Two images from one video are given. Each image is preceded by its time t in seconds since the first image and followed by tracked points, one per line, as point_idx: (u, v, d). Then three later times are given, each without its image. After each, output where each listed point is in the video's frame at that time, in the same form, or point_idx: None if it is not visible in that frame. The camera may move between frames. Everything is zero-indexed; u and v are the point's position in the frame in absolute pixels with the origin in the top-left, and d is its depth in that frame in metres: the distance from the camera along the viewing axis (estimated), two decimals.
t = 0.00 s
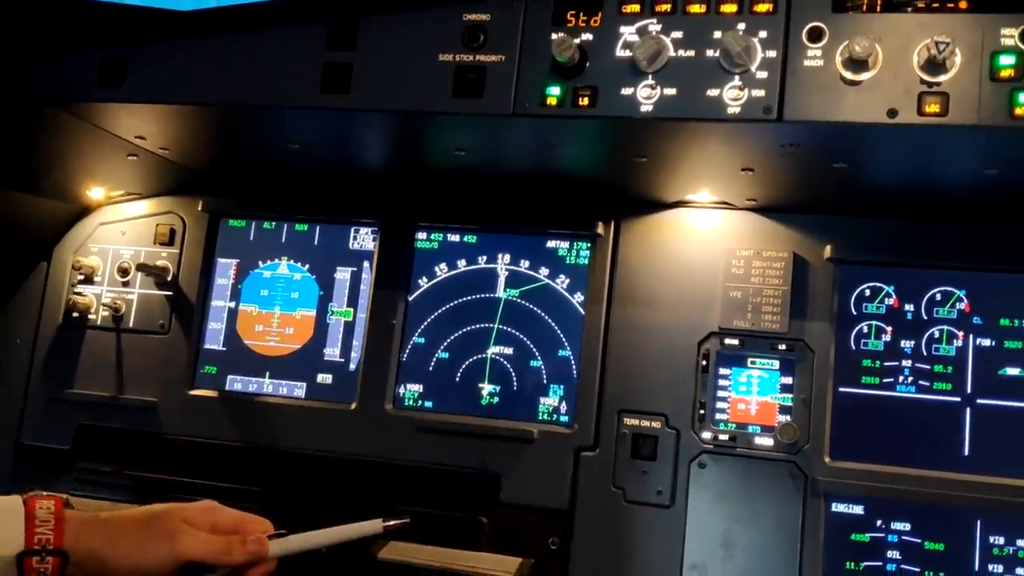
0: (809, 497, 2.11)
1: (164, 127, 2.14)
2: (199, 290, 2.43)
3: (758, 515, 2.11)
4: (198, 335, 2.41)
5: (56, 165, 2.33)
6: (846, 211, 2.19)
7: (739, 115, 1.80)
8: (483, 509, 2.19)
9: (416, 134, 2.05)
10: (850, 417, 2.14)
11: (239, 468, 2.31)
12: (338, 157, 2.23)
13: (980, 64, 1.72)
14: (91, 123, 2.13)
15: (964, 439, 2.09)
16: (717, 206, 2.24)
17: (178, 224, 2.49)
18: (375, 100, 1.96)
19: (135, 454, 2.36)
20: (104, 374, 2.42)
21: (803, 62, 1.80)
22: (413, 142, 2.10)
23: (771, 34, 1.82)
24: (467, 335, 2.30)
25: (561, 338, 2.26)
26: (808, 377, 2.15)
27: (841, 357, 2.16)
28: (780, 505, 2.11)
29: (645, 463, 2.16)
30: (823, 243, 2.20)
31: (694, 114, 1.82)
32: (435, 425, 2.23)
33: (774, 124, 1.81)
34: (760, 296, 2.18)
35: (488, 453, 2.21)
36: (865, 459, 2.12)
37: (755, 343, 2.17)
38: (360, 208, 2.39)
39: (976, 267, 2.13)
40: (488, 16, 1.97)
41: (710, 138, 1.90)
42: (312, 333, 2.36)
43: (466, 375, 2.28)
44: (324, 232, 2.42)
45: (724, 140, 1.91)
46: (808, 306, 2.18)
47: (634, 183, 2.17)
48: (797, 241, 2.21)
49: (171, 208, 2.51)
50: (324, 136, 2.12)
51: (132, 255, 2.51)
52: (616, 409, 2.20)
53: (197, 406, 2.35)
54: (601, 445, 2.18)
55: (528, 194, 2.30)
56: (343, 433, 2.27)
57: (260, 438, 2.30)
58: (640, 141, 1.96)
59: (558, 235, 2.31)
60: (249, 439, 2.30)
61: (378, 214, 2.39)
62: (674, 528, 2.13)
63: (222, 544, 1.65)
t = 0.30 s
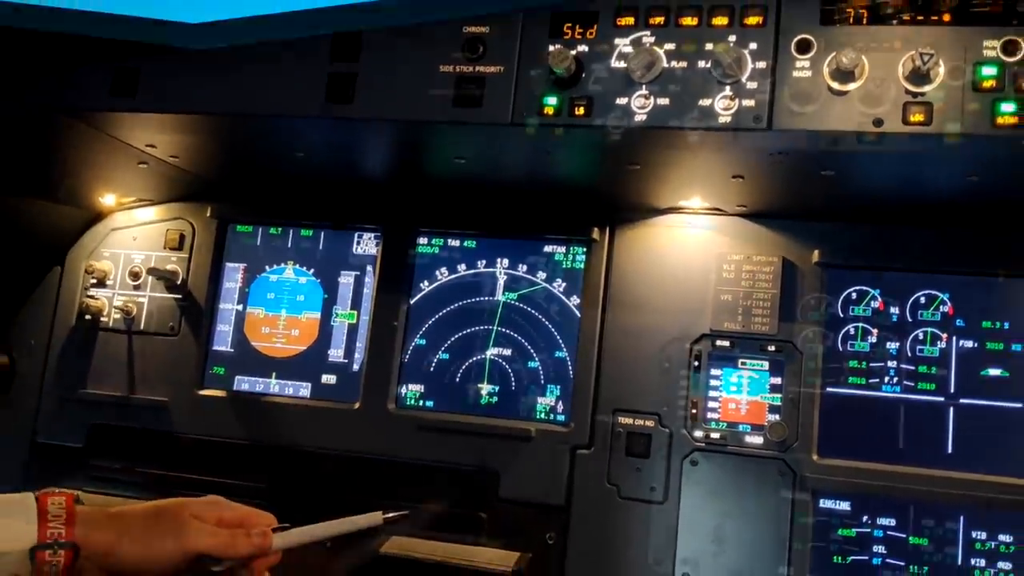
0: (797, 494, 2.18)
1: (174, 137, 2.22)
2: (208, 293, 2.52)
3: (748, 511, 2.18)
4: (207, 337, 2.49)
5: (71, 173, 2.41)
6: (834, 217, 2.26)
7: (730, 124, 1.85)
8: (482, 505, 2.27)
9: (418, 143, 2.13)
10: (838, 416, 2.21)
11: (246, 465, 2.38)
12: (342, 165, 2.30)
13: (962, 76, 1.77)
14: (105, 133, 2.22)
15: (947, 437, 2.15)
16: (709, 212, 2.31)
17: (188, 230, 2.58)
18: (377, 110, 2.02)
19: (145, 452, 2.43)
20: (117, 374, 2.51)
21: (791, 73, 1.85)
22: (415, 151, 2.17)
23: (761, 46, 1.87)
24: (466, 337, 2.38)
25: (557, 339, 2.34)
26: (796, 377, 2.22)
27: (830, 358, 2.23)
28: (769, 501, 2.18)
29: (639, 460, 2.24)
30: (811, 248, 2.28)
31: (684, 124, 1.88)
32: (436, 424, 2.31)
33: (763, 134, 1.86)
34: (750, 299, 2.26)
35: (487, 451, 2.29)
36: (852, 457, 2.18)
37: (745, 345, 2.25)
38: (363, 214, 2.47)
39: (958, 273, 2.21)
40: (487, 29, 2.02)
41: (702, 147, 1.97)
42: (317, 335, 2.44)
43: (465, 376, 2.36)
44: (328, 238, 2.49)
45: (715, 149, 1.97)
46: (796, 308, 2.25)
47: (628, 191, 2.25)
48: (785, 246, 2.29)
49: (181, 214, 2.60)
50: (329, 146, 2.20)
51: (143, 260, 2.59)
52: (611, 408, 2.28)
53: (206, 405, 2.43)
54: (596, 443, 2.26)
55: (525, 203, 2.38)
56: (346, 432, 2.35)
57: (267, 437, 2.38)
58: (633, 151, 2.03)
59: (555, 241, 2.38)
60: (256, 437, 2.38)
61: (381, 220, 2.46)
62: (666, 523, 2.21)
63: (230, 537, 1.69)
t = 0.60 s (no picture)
0: (751, 485, 2.36)
1: (177, 149, 2.35)
2: (208, 299, 2.71)
3: (705, 500, 2.37)
4: (206, 340, 2.69)
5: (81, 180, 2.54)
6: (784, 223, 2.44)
7: (689, 142, 1.93)
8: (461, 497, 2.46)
9: (400, 163, 2.29)
10: (788, 413, 2.38)
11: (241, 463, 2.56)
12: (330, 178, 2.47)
13: (904, 94, 1.85)
14: (110, 150, 2.36)
15: (888, 431, 2.33)
16: (671, 224, 2.51)
17: (186, 240, 2.77)
18: (359, 127, 2.12)
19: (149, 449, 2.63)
20: (119, 379, 2.66)
21: (745, 95, 1.92)
22: (398, 168, 2.33)
23: (717, 70, 1.94)
24: (445, 342, 2.55)
25: (530, 343, 2.52)
26: (750, 377, 2.40)
27: (781, 359, 2.40)
28: (725, 492, 2.37)
29: (606, 453, 2.43)
30: (764, 258, 2.46)
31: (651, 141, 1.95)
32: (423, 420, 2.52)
33: (719, 150, 1.94)
34: (708, 304, 2.45)
35: (466, 445, 2.48)
36: (802, 450, 2.36)
37: (703, 347, 2.43)
38: (354, 222, 2.67)
39: (901, 278, 2.39)
40: (463, 52, 2.10)
41: (666, 159, 2.03)
42: (306, 341, 2.62)
43: (446, 376, 2.54)
44: (317, 249, 2.68)
45: (677, 166, 2.08)
46: (750, 314, 2.42)
47: (594, 204, 2.43)
48: (741, 255, 2.47)
49: (179, 225, 2.79)
50: (317, 163, 2.35)
51: (152, 267, 2.78)
52: (580, 406, 2.48)
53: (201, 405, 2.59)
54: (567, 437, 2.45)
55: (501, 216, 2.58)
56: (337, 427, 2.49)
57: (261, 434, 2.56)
58: (602, 168, 2.15)
59: (528, 251, 2.58)
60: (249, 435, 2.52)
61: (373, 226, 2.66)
62: (631, 511, 2.40)
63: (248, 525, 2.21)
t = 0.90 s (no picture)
0: (737, 484, 2.37)
1: (155, 153, 2.34)
2: (189, 300, 2.69)
3: (692, 499, 2.38)
4: (187, 340, 2.67)
5: (61, 186, 2.53)
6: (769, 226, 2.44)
7: (673, 141, 1.94)
8: (446, 497, 2.44)
9: (384, 164, 2.29)
10: (773, 411, 2.41)
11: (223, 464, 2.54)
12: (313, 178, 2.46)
13: (887, 96, 1.86)
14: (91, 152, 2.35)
15: (872, 429, 2.35)
16: (656, 224, 2.50)
17: (169, 241, 2.75)
18: (342, 129, 2.11)
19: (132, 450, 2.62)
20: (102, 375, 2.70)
21: (730, 95, 1.93)
22: (381, 168, 2.32)
23: (702, 70, 1.95)
24: (431, 340, 2.55)
25: (516, 341, 2.51)
26: (734, 376, 2.41)
27: (765, 357, 2.43)
28: (711, 490, 2.38)
29: (592, 453, 2.43)
30: (748, 256, 2.47)
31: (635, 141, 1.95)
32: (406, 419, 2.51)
33: (705, 150, 1.94)
34: (693, 303, 2.45)
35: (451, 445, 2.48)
36: (787, 448, 2.38)
37: (688, 346, 2.44)
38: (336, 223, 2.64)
39: (882, 278, 2.40)
40: (449, 51, 2.09)
41: (650, 159, 2.04)
42: (290, 340, 2.59)
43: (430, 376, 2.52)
44: (301, 247, 2.65)
45: (661, 165, 2.08)
46: (735, 313, 2.44)
47: (579, 205, 2.42)
48: (725, 255, 2.48)
49: (163, 225, 2.77)
50: (300, 164, 2.35)
51: (125, 269, 2.77)
52: (566, 405, 2.46)
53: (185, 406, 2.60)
54: (552, 437, 2.44)
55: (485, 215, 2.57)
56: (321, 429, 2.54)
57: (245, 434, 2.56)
58: (586, 168, 2.15)
59: (514, 250, 2.56)
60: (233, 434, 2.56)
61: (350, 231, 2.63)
62: (617, 511, 2.40)
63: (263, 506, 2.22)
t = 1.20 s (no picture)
0: (720, 480, 2.38)
1: (135, 148, 2.31)
2: (169, 296, 2.67)
3: (675, 495, 2.38)
4: (167, 337, 2.64)
5: (39, 180, 2.50)
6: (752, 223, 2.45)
7: (656, 137, 1.93)
8: (429, 494, 2.44)
9: (368, 159, 2.27)
10: (756, 407, 2.41)
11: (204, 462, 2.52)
12: (295, 174, 2.43)
13: (870, 93, 1.86)
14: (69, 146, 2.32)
15: (855, 424, 2.36)
16: (640, 220, 2.50)
17: (149, 237, 2.73)
18: (325, 124, 2.09)
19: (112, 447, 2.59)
20: (81, 372, 2.66)
21: (713, 91, 1.92)
22: (364, 164, 2.31)
23: (686, 65, 1.94)
24: (414, 337, 2.54)
25: (500, 338, 2.51)
26: (718, 372, 2.42)
27: (749, 353, 2.43)
28: (695, 486, 2.38)
29: (576, 449, 2.42)
30: (732, 253, 2.47)
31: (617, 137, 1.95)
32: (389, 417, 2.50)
33: (688, 146, 1.93)
34: (676, 300, 2.45)
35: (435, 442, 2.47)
36: (769, 444, 2.39)
37: (672, 342, 2.44)
38: (317, 220, 2.63)
39: (865, 275, 2.41)
40: (433, 46, 2.08)
41: (634, 154, 2.03)
42: (272, 336, 2.60)
43: (414, 373, 2.53)
44: (283, 243, 2.65)
45: (644, 160, 2.07)
46: (719, 309, 2.44)
47: (562, 201, 2.41)
48: (708, 251, 2.48)
49: (143, 222, 2.74)
50: (282, 159, 2.33)
51: (105, 265, 2.74)
52: (550, 401, 2.45)
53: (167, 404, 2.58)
54: (536, 434, 2.44)
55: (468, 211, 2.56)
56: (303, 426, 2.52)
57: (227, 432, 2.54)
58: (569, 164, 2.15)
59: (497, 246, 2.56)
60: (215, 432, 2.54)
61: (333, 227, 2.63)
62: (601, 507, 2.39)
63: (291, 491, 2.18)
